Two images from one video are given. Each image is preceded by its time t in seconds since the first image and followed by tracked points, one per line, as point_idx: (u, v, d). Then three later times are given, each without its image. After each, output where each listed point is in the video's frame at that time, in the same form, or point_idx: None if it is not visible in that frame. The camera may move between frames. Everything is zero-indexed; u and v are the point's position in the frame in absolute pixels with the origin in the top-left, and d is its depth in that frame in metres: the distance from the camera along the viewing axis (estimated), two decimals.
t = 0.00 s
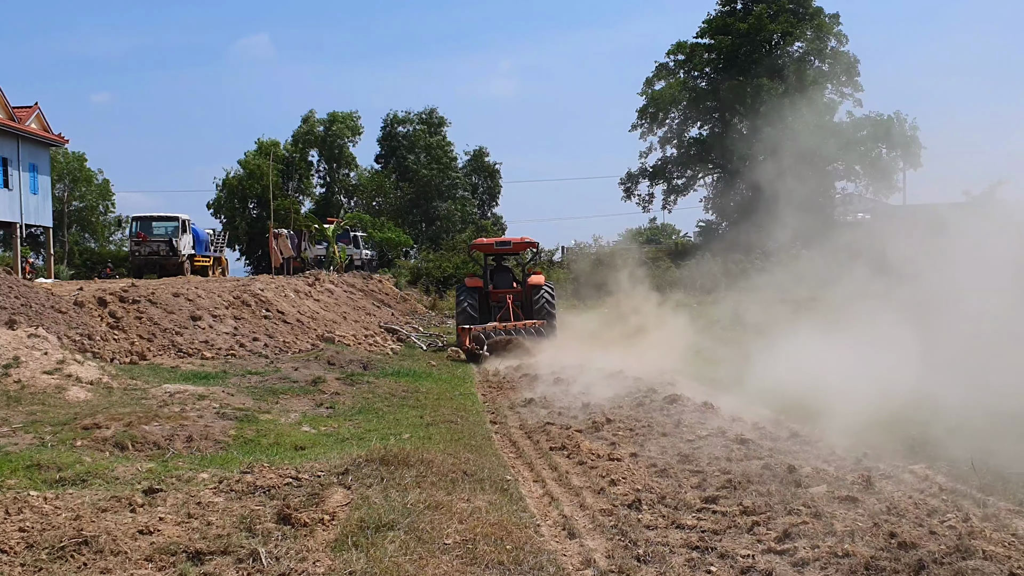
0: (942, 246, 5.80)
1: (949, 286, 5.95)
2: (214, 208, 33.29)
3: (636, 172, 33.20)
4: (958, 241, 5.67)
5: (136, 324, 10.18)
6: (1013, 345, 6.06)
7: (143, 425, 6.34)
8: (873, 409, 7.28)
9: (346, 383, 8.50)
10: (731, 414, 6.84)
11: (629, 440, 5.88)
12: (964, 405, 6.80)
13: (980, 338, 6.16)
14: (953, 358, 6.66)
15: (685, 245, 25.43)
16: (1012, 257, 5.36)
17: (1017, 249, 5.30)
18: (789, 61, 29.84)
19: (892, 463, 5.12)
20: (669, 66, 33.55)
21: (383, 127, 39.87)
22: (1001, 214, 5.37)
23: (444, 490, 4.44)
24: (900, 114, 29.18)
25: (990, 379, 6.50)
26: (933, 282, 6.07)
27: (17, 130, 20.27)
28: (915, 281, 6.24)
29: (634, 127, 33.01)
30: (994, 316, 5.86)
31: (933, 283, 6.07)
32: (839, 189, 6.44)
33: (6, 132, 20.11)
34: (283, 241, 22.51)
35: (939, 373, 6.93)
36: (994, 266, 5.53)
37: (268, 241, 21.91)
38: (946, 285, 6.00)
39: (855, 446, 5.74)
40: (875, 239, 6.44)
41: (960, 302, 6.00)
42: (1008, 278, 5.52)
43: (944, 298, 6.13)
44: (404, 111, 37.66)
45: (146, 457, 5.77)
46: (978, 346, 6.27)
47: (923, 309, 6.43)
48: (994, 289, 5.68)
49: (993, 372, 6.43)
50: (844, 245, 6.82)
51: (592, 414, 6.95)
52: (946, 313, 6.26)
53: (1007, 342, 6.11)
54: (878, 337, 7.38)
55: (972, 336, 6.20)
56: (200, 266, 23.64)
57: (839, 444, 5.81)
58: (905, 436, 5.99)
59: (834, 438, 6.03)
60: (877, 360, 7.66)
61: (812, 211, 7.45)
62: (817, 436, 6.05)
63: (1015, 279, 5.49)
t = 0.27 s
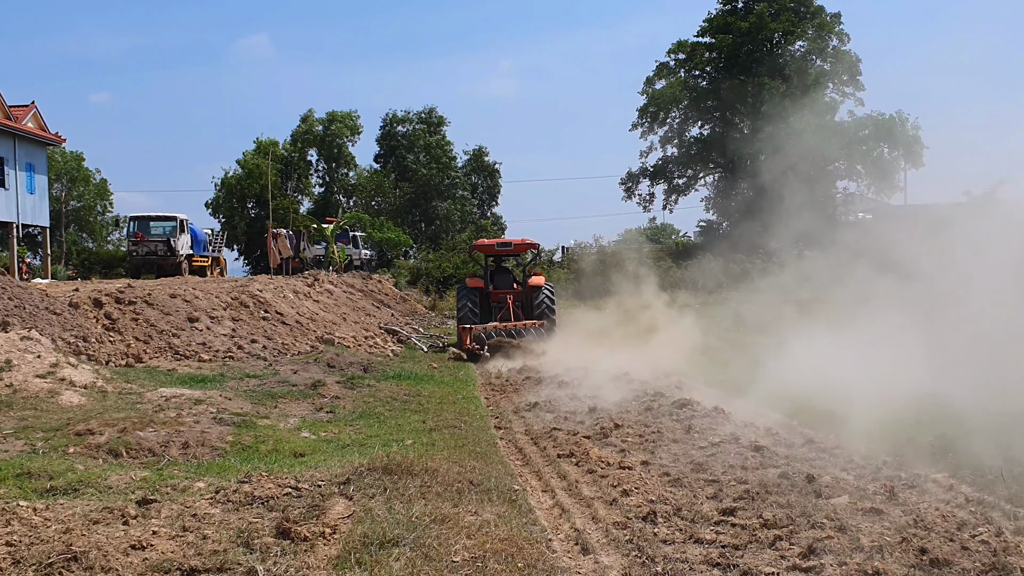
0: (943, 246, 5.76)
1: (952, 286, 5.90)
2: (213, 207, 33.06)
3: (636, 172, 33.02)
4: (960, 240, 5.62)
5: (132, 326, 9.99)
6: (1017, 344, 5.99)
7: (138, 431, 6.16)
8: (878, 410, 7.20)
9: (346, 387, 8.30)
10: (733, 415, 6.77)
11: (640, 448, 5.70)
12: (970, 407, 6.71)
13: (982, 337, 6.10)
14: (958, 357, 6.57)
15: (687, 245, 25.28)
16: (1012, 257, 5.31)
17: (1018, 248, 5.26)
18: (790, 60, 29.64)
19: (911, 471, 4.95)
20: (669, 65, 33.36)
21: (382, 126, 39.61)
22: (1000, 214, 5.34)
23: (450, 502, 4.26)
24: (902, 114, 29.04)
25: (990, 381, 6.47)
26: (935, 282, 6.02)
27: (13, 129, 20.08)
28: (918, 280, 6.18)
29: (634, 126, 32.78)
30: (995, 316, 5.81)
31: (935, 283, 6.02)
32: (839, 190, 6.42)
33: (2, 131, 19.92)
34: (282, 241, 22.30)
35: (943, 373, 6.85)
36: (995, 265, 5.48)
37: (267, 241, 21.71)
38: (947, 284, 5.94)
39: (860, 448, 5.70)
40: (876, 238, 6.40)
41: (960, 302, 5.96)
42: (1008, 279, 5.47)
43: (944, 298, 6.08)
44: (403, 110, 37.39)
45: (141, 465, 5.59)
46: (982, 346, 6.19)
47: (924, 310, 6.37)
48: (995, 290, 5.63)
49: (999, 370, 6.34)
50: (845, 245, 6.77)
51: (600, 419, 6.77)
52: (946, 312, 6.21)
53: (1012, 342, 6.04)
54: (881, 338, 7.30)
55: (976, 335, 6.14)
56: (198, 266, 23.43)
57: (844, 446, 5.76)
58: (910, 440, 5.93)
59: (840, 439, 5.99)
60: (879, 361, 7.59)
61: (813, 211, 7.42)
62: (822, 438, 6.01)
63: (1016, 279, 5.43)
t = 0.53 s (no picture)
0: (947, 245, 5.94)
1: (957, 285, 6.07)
2: (210, 207, 32.83)
3: (636, 172, 32.86)
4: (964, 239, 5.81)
5: (126, 328, 9.80)
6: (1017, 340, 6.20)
7: (128, 437, 5.97)
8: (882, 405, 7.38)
9: (343, 390, 8.11)
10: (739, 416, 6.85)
11: (646, 454, 5.53)
12: (972, 399, 6.93)
13: (985, 330, 6.30)
14: (960, 350, 6.78)
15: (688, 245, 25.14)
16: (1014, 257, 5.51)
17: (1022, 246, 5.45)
18: (791, 59, 29.42)
19: (929, 479, 4.79)
20: (669, 65, 33.12)
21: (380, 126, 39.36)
22: (1002, 213, 5.53)
23: (451, 514, 4.09)
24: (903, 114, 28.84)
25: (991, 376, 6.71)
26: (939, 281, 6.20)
27: (8, 128, 19.88)
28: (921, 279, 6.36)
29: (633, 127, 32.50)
30: (999, 312, 6.00)
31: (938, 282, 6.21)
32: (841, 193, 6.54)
33: None
34: (280, 241, 22.10)
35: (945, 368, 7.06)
36: (999, 262, 5.67)
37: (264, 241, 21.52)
38: (951, 282, 6.13)
39: (873, 446, 5.82)
40: (879, 238, 6.58)
41: (964, 300, 6.14)
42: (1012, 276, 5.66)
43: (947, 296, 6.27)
44: (402, 110, 37.14)
45: (131, 473, 5.41)
46: (985, 339, 6.40)
47: (928, 307, 6.56)
48: (997, 286, 5.82)
49: (1001, 361, 6.55)
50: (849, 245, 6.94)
51: (604, 424, 6.59)
52: (949, 309, 6.40)
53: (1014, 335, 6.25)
54: (882, 337, 7.48)
55: (979, 329, 6.34)
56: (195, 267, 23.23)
57: (857, 445, 5.86)
58: (920, 436, 6.10)
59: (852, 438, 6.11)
60: (880, 358, 7.78)
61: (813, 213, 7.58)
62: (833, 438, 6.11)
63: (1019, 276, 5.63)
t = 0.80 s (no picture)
0: (943, 248, 5.88)
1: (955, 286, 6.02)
2: (207, 205, 32.60)
3: (635, 171, 32.70)
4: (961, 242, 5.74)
5: (117, 327, 9.60)
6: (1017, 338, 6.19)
7: (115, 440, 5.77)
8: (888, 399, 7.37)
9: (338, 391, 7.90)
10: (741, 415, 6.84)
11: (652, 458, 5.34)
12: (977, 395, 6.91)
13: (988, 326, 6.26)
14: (963, 347, 6.75)
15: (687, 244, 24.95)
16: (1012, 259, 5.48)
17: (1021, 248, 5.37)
18: (791, 57, 29.25)
19: (948, 485, 4.58)
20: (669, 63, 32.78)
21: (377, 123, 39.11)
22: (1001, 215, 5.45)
23: (449, 523, 3.90)
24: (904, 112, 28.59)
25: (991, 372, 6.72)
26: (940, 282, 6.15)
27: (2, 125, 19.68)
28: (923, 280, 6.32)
29: (632, 125, 32.24)
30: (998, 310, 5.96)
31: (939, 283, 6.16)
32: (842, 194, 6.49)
33: None
34: (276, 240, 21.87)
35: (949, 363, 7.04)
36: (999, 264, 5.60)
37: (261, 240, 21.30)
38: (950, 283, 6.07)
39: (874, 445, 5.83)
40: (880, 238, 6.55)
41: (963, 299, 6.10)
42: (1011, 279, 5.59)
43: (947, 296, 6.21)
44: (400, 109, 36.89)
45: (117, 477, 5.22)
46: (987, 337, 6.37)
47: (929, 305, 6.52)
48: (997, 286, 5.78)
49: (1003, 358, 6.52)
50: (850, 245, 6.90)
51: (606, 427, 6.40)
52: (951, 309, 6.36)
53: (1016, 332, 6.21)
54: (884, 334, 7.48)
55: (981, 326, 6.30)
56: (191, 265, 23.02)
57: (858, 445, 5.85)
58: (923, 434, 6.10)
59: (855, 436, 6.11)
60: (883, 356, 7.76)
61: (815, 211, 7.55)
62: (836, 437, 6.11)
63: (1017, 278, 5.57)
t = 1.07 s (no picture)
0: (942, 245, 5.81)
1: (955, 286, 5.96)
2: (204, 205, 32.36)
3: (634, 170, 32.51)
4: (961, 240, 5.67)
5: (108, 329, 9.41)
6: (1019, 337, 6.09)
7: (102, 448, 5.57)
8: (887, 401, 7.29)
9: (333, 395, 7.70)
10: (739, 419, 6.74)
11: (657, 466, 5.15)
12: (975, 397, 6.85)
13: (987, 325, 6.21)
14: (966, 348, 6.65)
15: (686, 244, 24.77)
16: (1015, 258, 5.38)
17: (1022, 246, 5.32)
18: (791, 57, 29.04)
19: (968, 495, 4.38)
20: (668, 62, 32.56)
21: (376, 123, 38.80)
22: (1001, 212, 5.40)
23: (449, 539, 3.71)
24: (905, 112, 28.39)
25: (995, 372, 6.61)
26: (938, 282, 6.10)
27: None
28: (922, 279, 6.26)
29: (631, 124, 32.02)
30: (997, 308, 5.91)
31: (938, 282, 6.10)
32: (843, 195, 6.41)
33: None
34: (273, 239, 21.65)
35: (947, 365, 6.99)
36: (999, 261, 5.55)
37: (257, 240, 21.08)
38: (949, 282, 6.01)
39: (874, 447, 5.75)
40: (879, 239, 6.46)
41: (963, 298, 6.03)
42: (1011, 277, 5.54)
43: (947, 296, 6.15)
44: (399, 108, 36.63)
45: (102, 487, 5.02)
46: (989, 337, 6.30)
47: (930, 306, 6.43)
48: (999, 285, 5.69)
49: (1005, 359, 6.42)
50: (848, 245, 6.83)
51: (609, 432, 6.21)
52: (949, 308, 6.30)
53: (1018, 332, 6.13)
54: (886, 337, 7.37)
55: (980, 325, 6.24)
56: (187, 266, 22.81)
57: (859, 447, 5.77)
58: (923, 435, 6.02)
59: (856, 438, 6.03)
60: (885, 357, 7.66)
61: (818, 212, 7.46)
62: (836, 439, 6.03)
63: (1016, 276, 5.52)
